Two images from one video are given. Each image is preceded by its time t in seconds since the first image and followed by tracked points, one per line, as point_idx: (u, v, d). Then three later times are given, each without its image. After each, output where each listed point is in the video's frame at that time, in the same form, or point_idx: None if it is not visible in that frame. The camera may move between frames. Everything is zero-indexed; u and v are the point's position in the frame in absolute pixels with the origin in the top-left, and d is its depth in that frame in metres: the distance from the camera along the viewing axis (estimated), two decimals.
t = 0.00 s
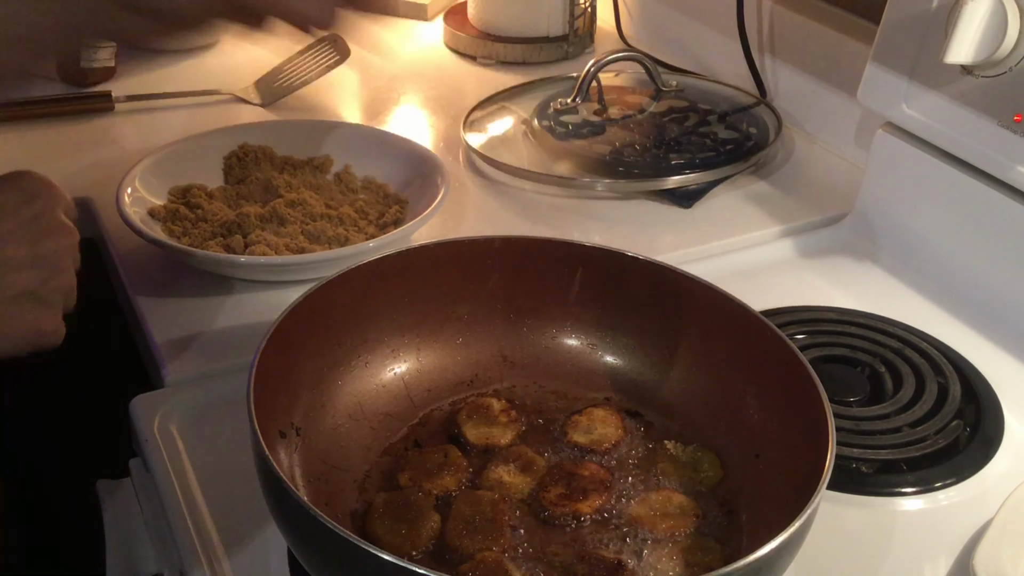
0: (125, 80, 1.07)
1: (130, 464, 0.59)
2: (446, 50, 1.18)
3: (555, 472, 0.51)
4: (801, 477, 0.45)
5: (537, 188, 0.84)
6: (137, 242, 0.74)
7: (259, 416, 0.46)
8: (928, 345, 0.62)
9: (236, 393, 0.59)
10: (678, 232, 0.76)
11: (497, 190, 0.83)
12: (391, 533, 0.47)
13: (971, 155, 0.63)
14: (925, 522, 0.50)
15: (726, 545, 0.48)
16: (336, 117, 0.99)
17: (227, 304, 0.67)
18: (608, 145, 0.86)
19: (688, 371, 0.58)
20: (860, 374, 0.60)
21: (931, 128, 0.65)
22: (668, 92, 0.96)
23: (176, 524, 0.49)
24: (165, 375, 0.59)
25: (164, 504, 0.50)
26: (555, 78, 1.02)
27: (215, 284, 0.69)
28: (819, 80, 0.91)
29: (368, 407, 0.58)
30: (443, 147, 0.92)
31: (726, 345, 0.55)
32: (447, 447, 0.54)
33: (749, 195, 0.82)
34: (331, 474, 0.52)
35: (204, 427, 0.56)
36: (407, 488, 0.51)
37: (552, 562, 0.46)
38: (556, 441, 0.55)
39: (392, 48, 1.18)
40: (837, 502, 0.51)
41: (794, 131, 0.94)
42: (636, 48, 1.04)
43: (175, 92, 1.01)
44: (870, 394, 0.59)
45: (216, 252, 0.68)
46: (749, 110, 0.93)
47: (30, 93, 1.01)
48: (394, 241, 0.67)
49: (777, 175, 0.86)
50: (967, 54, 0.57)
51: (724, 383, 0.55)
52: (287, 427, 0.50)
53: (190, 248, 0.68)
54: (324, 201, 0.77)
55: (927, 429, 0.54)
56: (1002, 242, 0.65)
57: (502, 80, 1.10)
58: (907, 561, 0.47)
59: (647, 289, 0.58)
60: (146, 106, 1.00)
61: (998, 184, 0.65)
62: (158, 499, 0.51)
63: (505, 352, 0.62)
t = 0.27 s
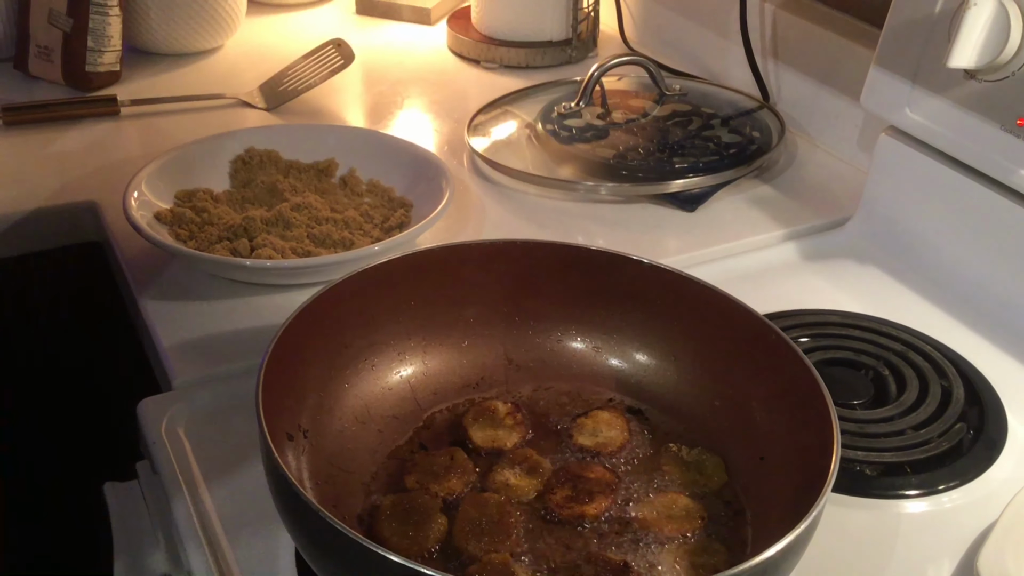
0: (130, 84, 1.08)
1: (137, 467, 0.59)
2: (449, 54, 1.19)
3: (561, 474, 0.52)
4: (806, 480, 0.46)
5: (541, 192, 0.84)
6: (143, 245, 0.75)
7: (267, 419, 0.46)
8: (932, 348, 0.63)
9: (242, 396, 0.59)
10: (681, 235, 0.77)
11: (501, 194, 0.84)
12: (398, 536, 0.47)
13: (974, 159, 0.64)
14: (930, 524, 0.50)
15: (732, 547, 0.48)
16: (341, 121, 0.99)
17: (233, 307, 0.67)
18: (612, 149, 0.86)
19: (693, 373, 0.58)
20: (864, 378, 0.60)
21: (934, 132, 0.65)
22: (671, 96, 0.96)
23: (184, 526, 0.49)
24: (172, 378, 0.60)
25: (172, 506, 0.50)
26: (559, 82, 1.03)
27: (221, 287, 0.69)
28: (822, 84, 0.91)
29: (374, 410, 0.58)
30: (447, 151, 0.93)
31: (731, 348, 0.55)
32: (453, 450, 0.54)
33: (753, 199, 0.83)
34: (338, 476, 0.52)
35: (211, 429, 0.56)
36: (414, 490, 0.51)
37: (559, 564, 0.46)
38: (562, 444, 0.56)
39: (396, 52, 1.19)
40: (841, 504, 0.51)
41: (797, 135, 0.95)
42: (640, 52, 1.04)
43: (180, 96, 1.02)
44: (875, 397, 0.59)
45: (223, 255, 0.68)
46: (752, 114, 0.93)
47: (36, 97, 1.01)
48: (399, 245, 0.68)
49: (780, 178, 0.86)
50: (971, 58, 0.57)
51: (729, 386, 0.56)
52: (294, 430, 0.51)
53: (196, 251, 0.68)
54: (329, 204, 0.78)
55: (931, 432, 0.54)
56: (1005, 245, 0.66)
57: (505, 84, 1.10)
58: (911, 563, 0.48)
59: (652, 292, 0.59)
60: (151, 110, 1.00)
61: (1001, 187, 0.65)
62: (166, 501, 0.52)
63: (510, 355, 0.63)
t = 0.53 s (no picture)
0: (135, 88, 1.08)
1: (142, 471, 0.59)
2: (452, 59, 1.19)
3: (565, 478, 0.52)
4: (809, 484, 0.46)
5: (544, 196, 0.84)
6: (148, 250, 0.75)
7: (274, 423, 0.46)
8: (934, 352, 0.63)
9: (247, 399, 0.59)
10: (684, 239, 0.77)
11: (504, 198, 0.84)
12: (403, 539, 0.48)
13: (975, 164, 0.64)
14: (931, 527, 0.50)
15: (735, 551, 0.48)
16: (344, 126, 1.00)
17: (238, 311, 0.68)
18: (614, 153, 0.86)
19: (696, 378, 0.59)
20: (866, 382, 0.60)
21: (936, 137, 0.66)
22: (673, 101, 0.96)
23: (189, 528, 0.50)
24: (178, 382, 0.60)
25: (178, 509, 0.51)
26: (561, 86, 1.03)
27: (226, 291, 0.70)
28: (824, 89, 0.92)
29: (379, 413, 0.58)
30: (451, 155, 0.93)
31: (735, 352, 0.56)
32: (457, 454, 0.54)
33: (755, 203, 0.83)
34: (343, 480, 0.53)
35: (215, 433, 0.57)
36: (418, 493, 0.51)
37: (562, 568, 0.46)
38: (565, 448, 0.56)
39: (400, 57, 1.19)
40: (843, 508, 0.51)
41: (799, 139, 0.95)
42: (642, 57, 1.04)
43: (183, 101, 1.02)
44: (876, 401, 0.59)
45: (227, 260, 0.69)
46: (755, 119, 0.94)
47: (41, 102, 1.02)
48: (403, 249, 0.68)
49: (782, 183, 0.87)
50: (971, 64, 0.58)
51: (732, 390, 0.56)
52: (300, 434, 0.51)
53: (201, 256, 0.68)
54: (333, 209, 0.78)
55: (932, 436, 0.55)
56: (1006, 249, 0.66)
57: (508, 89, 1.11)
58: (913, 566, 0.48)
59: (655, 296, 0.59)
60: (155, 115, 1.01)
61: (1002, 192, 0.65)
62: (171, 504, 0.52)
63: (514, 359, 0.63)
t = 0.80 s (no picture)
0: (138, 91, 1.09)
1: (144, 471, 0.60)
2: (454, 62, 1.20)
3: (566, 479, 0.52)
4: (808, 485, 0.46)
5: (545, 199, 0.85)
6: (151, 252, 0.75)
7: (276, 424, 0.47)
8: (933, 354, 0.63)
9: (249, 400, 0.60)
10: (684, 242, 0.77)
11: (505, 201, 0.84)
12: (404, 539, 0.48)
13: (975, 167, 0.64)
14: (930, 528, 0.50)
15: (734, 552, 0.48)
16: (346, 129, 1.00)
17: (240, 312, 0.68)
18: (615, 156, 0.87)
19: (697, 380, 0.59)
20: (865, 383, 0.60)
21: (935, 140, 0.66)
22: (674, 104, 0.97)
23: (191, 528, 0.50)
24: (180, 383, 0.60)
25: (180, 510, 0.51)
26: (562, 89, 1.04)
27: (228, 293, 0.70)
28: (824, 93, 0.92)
29: (380, 414, 0.59)
30: (452, 158, 0.93)
31: (734, 354, 0.56)
32: (458, 455, 0.55)
33: (755, 206, 0.83)
34: (345, 480, 0.53)
35: (217, 433, 0.57)
36: (419, 494, 0.52)
37: (563, 568, 0.47)
38: (566, 449, 0.56)
39: (401, 60, 1.20)
40: (843, 509, 0.51)
41: (799, 142, 0.95)
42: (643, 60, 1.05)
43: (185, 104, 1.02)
44: (875, 403, 0.60)
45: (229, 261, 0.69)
46: (755, 122, 0.94)
47: (45, 104, 1.02)
48: (405, 251, 0.68)
49: (782, 186, 0.87)
50: (971, 68, 0.58)
51: (732, 391, 0.56)
52: (302, 435, 0.51)
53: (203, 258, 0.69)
54: (335, 212, 0.79)
55: (931, 437, 0.55)
56: (1006, 251, 0.66)
57: (509, 92, 1.11)
58: (911, 567, 0.48)
59: (656, 298, 0.59)
60: (158, 118, 1.01)
61: (1001, 195, 0.66)
62: (173, 504, 0.52)
63: (514, 361, 0.63)
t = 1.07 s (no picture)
0: (143, 94, 1.09)
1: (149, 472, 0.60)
2: (458, 65, 1.20)
3: (568, 479, 0.52)
4: (810, 486, 0.46)
5: (548, 202, 0.85)
6: (157, 254, 0.76)
7: (280, 424, 0.47)
8: (935, 356, 0.63)
9: (253, 400, 0.60)
10: (686, 244, 0.78)
11: (508, 203, 0.85)
12: (408, 539, 0.48)
13: (977, 170, 0.64)
14: (931, 529, 0.50)
15: (736, 552, 0.49)
16: (350, 131, 1.00)
17: (245, 314, 0.68)
18: (618, 159, 0.87)
19: (698, 381, 0.59)
20: (867, 385, 0.61)
21: (937, 143, 0.66)
22: (677, 107, 0.97)
23: (196, 528, 0.50)
24: (185, 384, 0.61)
25: (185, 509, 0.51)
26: (566, 92, 1.04)
27: (233, 294, 0.71)
28: (827, 96, 0.92)
29: (384, 415, 0.59)
30: (456, 161, 0.94)
31: (736, 355, 0.56)
32: (461, 455, 0.55)
33: (758, 208, 0.83)
34: (348, 480, 0.53)
35: (222, 434, 0.57)
36: (422, 494, 0.52)
37: (565, 568, 0.47)
38: (568, 450, 0.57)
39: (406, 64, 1.20)
40: (844, 511, 0.52)
41: (802, 145, 0.96)
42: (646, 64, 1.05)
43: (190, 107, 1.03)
44: (877, 405, 0.60)
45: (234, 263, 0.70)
46: (757, 125, 0.94)
47: (51, 108, 1.03)
48: (409, 253, 0.69)
49: (785, 188, 0.87)
50: (972, 71, 0.58)
51: (734, 393, 0.57)
52: (306, 435, 0.51)
53: (208, 259, 0.69)
54: (339, 214, 0.79)
55: (933, 439, 0.55)
56: (1007, 253, 0.66)
57: (513, 95, 1.11)
58: (912, 568, 0.48)
59: (658, 299, 0.59)
60: (163, 120, 1.02)
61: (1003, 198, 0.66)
62: (179, 504, 0.53)
63: (517, 362, 0.63)
